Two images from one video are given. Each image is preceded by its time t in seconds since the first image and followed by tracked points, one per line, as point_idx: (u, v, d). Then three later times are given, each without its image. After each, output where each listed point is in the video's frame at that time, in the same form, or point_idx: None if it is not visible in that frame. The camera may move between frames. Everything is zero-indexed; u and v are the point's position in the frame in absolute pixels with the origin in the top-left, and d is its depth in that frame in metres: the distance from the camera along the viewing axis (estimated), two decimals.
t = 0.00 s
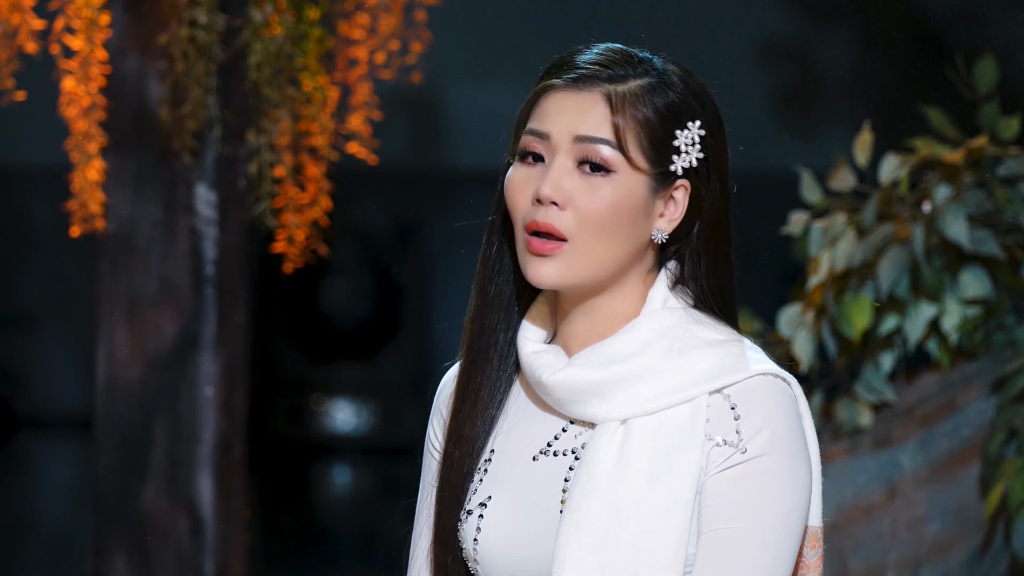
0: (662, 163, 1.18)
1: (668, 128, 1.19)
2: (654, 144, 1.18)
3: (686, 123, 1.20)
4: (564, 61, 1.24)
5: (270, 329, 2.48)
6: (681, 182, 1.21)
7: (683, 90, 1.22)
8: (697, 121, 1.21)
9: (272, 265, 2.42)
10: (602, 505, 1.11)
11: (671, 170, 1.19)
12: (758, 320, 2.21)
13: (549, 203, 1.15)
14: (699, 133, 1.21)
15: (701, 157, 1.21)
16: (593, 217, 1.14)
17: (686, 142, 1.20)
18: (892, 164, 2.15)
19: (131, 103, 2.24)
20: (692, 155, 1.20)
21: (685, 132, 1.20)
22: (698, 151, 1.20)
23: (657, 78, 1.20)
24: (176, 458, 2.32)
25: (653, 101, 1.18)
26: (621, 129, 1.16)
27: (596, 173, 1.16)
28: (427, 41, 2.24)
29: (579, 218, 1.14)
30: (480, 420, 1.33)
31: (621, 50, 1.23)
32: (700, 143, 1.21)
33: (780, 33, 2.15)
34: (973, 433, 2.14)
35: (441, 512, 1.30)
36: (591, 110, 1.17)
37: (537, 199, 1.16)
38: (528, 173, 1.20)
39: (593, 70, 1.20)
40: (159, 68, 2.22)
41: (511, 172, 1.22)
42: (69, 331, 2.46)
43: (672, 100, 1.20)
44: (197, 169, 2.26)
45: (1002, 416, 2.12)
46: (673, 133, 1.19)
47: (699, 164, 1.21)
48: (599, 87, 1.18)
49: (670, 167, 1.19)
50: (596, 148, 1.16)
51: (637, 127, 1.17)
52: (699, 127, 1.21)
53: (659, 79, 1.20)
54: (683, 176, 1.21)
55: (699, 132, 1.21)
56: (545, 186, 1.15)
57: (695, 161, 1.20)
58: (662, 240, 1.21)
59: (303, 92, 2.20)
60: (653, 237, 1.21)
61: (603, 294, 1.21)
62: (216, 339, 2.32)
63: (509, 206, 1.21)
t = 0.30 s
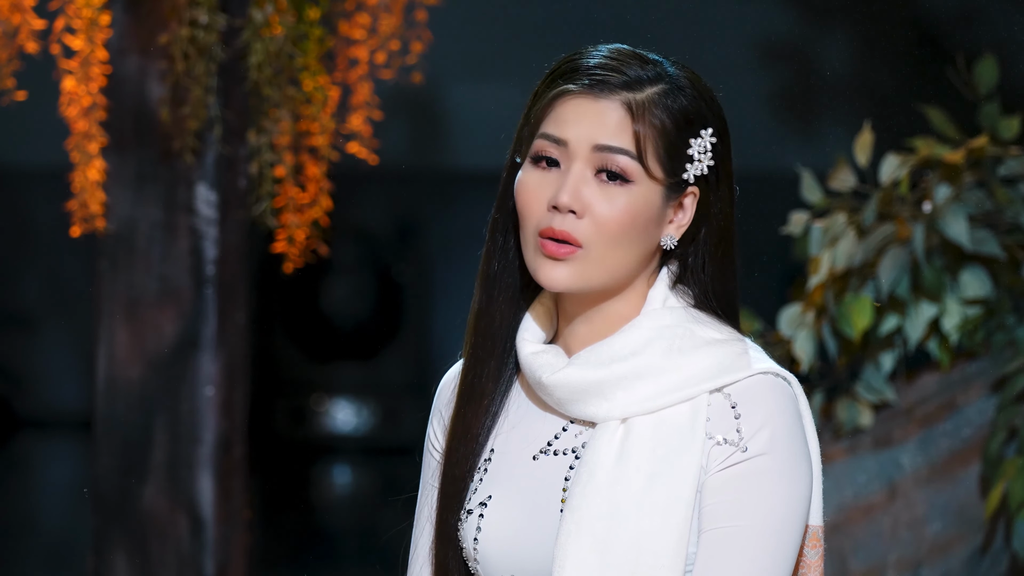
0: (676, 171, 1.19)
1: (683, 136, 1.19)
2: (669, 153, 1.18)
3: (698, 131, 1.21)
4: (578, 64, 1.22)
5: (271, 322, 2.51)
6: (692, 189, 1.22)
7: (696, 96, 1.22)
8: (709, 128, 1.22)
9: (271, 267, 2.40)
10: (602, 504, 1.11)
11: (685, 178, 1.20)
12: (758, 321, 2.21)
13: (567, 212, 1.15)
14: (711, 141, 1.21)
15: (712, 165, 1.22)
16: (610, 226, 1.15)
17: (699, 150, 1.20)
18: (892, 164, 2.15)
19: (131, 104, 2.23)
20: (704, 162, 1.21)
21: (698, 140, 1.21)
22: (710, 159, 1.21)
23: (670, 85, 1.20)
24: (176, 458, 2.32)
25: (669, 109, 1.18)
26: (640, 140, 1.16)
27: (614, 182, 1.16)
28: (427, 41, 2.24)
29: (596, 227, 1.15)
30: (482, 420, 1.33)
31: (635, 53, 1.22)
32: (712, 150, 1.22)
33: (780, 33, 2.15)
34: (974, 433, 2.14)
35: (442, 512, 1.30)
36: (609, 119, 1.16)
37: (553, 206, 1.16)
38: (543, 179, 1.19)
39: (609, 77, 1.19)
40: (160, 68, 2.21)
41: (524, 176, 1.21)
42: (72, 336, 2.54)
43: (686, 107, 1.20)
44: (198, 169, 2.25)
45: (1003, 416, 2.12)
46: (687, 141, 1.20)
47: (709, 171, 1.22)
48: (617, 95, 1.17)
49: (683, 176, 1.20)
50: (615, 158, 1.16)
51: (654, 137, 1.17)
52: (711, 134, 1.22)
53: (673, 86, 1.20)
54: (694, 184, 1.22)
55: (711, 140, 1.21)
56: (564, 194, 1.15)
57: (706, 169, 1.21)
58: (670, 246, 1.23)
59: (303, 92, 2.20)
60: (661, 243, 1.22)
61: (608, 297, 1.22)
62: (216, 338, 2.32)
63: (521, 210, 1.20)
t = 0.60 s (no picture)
0: (685, 175, 1.19)
1: (691, 139, 1.20)
2: (678, 156, 1.18)
3: (704, 133, 1.21)
4: (584, 67, 1.22)
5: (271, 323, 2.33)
6: (697, 191, 1.22)
7: (701, 98, 1.22)
8: (714, 130, 1.22)
9: (274, 265, 2.30)
10: (602, 501, 1.11)
11: (691, 181, 1.20)
12: (758, 321, 2.22)
13: (580, 217, 1.15)
14: (716, 143, 1.22)
15: (718, 166, 1.22)
16: (622, 231, 1.15)
17: (705, 153, 1.21)
18: (892, 164, 2.15)
19: (131, 104, 2.25)
20: (711, 165, 1.21)
21: (704, 142, 1.21)
22: (716, 161, 1.22)
23: (676, 87, 1.19)
24: (176, 459, 2.34)
25: (678, 112, 1.18)
26: (651, 144, 1.16)
27: (626, 187, 1.16)
28: (427, 41, 2.24)
29: (609, 232, 1.15)
30: (482, 418, 1.33)
31: (641, 55, 1.22)
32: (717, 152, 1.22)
33: (780, 33, 2.14)
34: (974, 433, 2.14)
35: (442, 510, 1.30)
36: (620, 123, 1.16)
37: (565, 211, 1.16)
38: (553, 183, 1.19)
39: (618, 81, 1.18)
40: (159, 68, 2.23)
41: (533, 180, 1.21)
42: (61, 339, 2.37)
43: (692, 110, 1.20)
44: (198, 169, 2.27)
45: (1003, 416, 2.12)
46: (694, 144, 1.20)
47: (714, 173, 1.23)
48: (627, 99, 1.17)
49: (690, 179, 1.20)
50: (626, 163, 1.16)
51: (665, 141, 1.17)
52: (716, 135, 1.22)
53: (680, 89, 1.20)
54: (700, 186, 1.22)
55: (716, 142, 1.22)
56: (577, 200, 1.15)
57: (713, 171, 1.22)
58: (676, 248, 1.23)
59: (304, 92, 2.22)
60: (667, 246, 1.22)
61: (614, 299, 1.23)
62: (216, 338, 2.32)
63: (529, 213, 1.20)
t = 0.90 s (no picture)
0: (683, 177, 1.19)
1: (689, 142, 1.19)
2: (676, 158, 1.18)
3: (704, 135, 1.21)
4: (585, 67, 1.22)
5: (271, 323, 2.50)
6: (696, 194, 1.22)
7: (701, 100, 1.22)
8: (714, 132, 1.22)
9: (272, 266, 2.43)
10: (601, 500, 1.11)
11: (690, 184, 1.20)
12: (758, 320, 2.22)
13: (575, 216, 1.15)
14: (716, 146, 1.22)
15: (716, 169, 1.22)
16: (618, 231, 1.15)
17: (704, 155, 1.21)
18: (892, 164, 2.14)
19: (130, 103, 2.23)
20: (710, 168, 1.21)
21: (703, 145, 1.21)
22: (715, 164, 1.22)
23: (677, 89, 1.19)
24: (176, 459, 2.32)
25: (677, 114, 1.18)
26: (648, 145, 1.16)
27: (622, 187, 1.16)
28: (427, 41, 2.24)
29: (604, 232, 1.15)
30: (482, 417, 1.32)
31: (643, 56, 1.22)
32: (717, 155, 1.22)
33: (780, 33, 2.15)
34: (973, 433, 2.14)
35: (441, 509, 1.30)
36: (618, 124, 1.16)
37: (560, 210, 1.16)
38: (550, 182, 1.19)
39: (618, 81, 1.18)
40: (160, 68, 2.20)
41: (531, 178, 1.21)
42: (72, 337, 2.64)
43: (692, 112, 1.20)
44: (198, 169, 2.24)
45: (1003, 416, 2.11)
46: (693, 147, 1.20)
47: (713, 175, 1.23)
48: (626, 100, 1.17)
49: (688, 181, 1.20)
50: (623, 163, 1.16)
51: (663, 142, 1.17)
52: (716, 138, 1.22)
53: (680, 91, 1.20)
54: (699, 189, 1.22)
55: (716, 145, 1.22)
56: (572, 198, 1.15)
57: (711, 173, 1.22)
58: (673, 251, 1.23)
59: (303, 92, 2.21)
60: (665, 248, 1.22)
61: (612, 297, 1.23)
62: (216, 338, 2.32)
63: (526, 211, 1.20)
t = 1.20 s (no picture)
0: (676, 181, 1.19)
1: (685, 146, 1.19)
2: (670, 162, 1.18)
3: (701, 141, 1.21)
4: (587, 66, 1.22)
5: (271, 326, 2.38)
6: (691, 199, 1.22)
7: (702, 107, 1.21)
8: (713, 139, 1.22)
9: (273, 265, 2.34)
10: (600, 499, 1.11)
11: (684, 188, 1.20)
12: (758, 320, 2.21)
13: (560, 214, 1.15)
14: (714, 152, 1.21)
15: (714, 175, 1.21)
16: (604, 231, 1.15)
17: (701, 161, 1.20)
18: (892, 164, 2.15)
19: (131, 104, 2.25)
20: (706, 173, 1.21)
21: (700, 151, 1.20)
22: (712, 170, 1.21)
23: (677, 94, 1.19)
24: (176, 458, 2.32)
25: (673, 118, 1.18)
26: (639, 147, 1.16)
27: (610, 187, 1.16)
28: (427, 41, 2.24)
29: (589, 232, 1.15)
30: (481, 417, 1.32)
31: (647, 59, 1.21)
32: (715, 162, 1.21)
33: (780, 33, 2.14)
34: (974, 433, 2.14)
35: (441, 509, 1.30)
36: (611, 124, 1.16)
37: (548, 207, 1.16)
38: (541, 179, 1.19)
39: (616, 82, 1.18)
40: (159, 68, 2.23)
41: (524, 174, 1.22)
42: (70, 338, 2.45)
43: (690, 118, 1.20)
44: (197, 169, 2.27)
45: (1003, 416, 2.12)
46: (688, 152, 1.19)
47: (711, 182, 1.22)
48: (621, 100, 1.17)
49: (682, 186, 1.19)
50: (612, 163, 1.16)
51: (655, 145, 1.17)
52: (715, 145, 1.22)
53: (680, 96, 1.19)
54: (694, 194, 1.21)
55: (715, 151, 1.21)
56: (559, 195, 1.15)
57: (708, 179, 1.21)
58: (666, 253, 1.22)
59: (303, 92, 2.20)
60: (658, 250, 1.21)
61: (606, 294, 1.23)
62: (216, 338, 2.32)
63: (518, 206, 1.21)
